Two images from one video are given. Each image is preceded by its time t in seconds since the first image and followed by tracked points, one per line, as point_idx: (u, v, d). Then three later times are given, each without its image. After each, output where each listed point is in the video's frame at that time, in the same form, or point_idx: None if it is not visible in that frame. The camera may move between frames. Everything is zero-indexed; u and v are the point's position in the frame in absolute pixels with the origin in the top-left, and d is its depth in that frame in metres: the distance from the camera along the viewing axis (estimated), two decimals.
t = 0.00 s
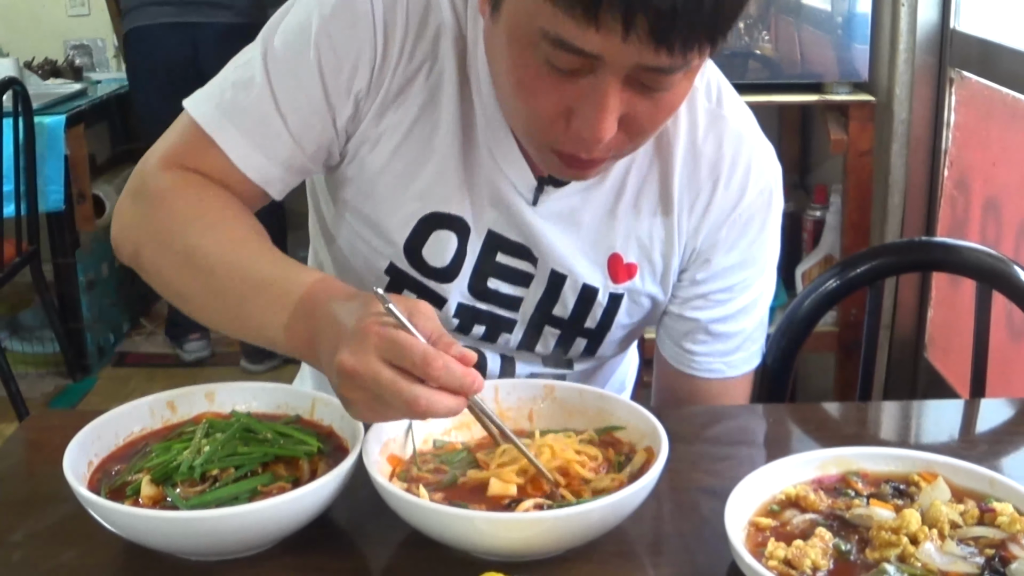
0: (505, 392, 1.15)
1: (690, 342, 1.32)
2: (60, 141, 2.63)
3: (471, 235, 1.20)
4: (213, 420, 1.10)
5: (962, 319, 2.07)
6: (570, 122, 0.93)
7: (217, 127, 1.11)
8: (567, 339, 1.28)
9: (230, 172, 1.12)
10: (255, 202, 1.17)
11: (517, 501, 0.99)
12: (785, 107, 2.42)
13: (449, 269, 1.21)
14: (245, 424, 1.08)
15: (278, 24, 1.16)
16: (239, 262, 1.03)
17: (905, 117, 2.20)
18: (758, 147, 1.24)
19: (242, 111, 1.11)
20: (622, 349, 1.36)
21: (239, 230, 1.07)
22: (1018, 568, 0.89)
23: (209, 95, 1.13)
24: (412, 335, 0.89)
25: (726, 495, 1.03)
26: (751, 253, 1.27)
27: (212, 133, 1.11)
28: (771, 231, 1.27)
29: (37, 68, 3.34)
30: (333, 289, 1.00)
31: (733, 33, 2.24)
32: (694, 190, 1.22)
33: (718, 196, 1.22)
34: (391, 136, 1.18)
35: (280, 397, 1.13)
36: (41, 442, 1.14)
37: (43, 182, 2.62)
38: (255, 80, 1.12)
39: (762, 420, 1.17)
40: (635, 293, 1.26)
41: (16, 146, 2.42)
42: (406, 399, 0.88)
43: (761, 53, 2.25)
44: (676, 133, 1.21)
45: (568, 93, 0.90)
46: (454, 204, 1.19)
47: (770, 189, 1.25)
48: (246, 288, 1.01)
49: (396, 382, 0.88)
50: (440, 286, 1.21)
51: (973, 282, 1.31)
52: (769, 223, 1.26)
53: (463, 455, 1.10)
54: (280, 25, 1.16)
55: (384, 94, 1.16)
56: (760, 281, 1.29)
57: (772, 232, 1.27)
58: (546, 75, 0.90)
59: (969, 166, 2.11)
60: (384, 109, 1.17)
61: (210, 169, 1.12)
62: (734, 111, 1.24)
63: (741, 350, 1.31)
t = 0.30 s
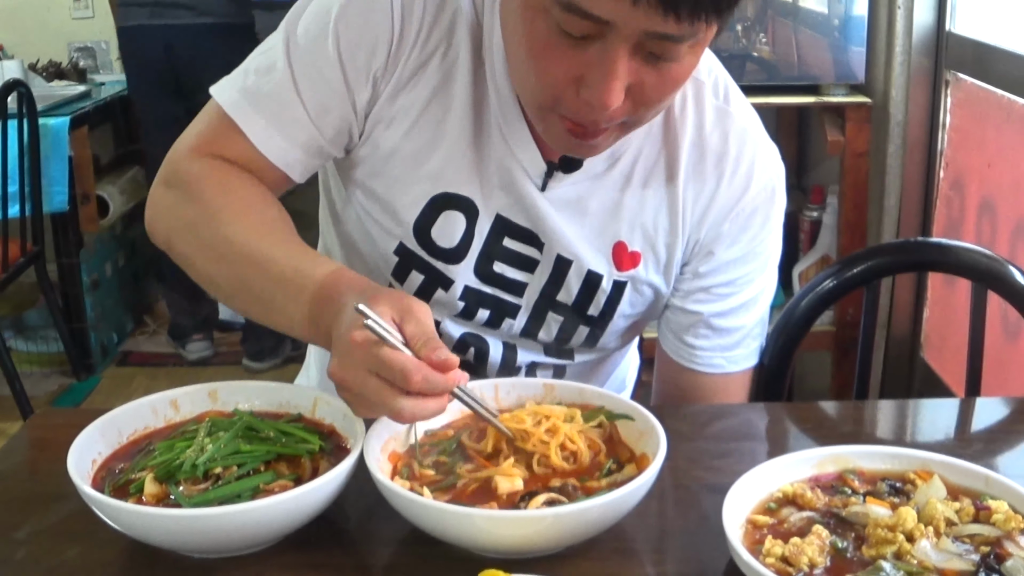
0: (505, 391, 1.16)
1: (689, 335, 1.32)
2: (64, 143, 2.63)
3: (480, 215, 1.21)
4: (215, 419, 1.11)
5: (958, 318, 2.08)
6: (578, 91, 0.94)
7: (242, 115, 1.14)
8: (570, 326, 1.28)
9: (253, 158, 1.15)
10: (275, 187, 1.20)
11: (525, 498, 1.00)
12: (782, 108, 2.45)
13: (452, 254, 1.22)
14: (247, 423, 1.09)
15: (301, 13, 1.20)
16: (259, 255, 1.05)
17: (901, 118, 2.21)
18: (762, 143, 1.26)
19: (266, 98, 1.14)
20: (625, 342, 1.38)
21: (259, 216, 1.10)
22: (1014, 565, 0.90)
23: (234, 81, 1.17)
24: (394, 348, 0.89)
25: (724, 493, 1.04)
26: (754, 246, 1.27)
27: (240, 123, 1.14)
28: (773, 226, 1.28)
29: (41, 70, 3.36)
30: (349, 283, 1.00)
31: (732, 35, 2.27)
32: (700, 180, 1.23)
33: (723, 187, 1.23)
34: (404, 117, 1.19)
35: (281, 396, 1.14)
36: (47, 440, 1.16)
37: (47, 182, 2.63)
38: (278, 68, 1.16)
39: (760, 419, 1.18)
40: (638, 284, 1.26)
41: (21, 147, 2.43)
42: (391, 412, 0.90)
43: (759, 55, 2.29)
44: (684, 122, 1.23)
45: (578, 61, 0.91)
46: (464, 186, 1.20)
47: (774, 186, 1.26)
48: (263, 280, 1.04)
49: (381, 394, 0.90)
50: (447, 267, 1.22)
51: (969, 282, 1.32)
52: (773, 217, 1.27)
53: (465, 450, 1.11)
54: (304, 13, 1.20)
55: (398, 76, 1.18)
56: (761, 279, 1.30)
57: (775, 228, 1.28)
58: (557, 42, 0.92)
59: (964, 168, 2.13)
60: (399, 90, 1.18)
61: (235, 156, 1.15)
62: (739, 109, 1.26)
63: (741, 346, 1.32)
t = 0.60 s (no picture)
0: (506, 389, 1.17)
1: (691, 332, 1.33)
2: (69, 144, 2.65)
3: (485, 210, 1.22)
4: (218, 417, 1.12)
5: (953, 318, 2.09)
6: (588, 75, 0.95)
7: (257, 113, 1.15)
8: (572, 322, 1.29)
9: (269, 159, 1.16)
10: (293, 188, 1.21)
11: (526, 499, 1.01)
12: (779, 110, 2.47)
13: (458, 247, 1.23)
14: (250, 421, 1.10)
15: (314, 13, 1.22)
16: (275, 251, 1.07)
17: (897, 119, 2.23)
18: (765, 142, 1.27)
19: (280, 95, 1.16)
20: (627, 340, 1.39)
21: (277, 216, 1.11)
22: (1009, 563, 0.90)
23: (250, 81, 1.19)
24: (388, 366, 0.89)
25: (722, 490, 1.05)
26: (755, 244, 1.28)
27: (255, 121, 1.15)
28: (774, 224, 1.29)
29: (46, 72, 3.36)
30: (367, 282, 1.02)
31: (729, 38, 2.34)
32: (703, 177, 1.24)
33: (725, 184, 1.24)
34: (412, 112, 1.20)
35: (284, 395, 1.15)
36: (52, 439, 1.17)
37: (51, 183, 2.66)
38: (291, 66, 1.17)
39: (759, 417, 1.19)
40: (640, 279, 1.27)
41: (25, 148, 2.45)
42: (395, 421, 0.91)
43: (755, 58, 2.33)
44: (687, 120, 1.24)
45: (587, 46, 0.93)
46: (470, 181, 1.21)
47: (776, 184, 1.28)
48: (281, 281, 1.06)
49: (384, 406, 0.92)
50: (453, 261, 1.23)
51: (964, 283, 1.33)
52: (774, 216, 1.28)
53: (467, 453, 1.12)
54: (317, 13, 1.22)
55: (407, 72, 1.19)
56: (760, 278, 1.31)
57: (775, 227, 1.29)
58: (565, 27, 0.93)
59: (960, 169, 2.15)
60: (408, 85, 1.19)
61: (253, 158, 1.16)
62: (742, 108, 1.27)
63: (740, 344, 1.33)
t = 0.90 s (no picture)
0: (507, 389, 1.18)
1: (689, 334, 1.34)
2: (73, 145, 2.67)
3: (485, 212, 1.23)
4: (221, 416, 1.13)
5: (949, 317, 2.11)
6: (586, 70, 0.97)
7: (259, 118, 1.17)
8: (571, 323, 1.30)
9: (272, 165, 1.18)
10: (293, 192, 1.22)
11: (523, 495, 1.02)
12: (776, 112, 2.48)
13: (458, 249, 1.24)
14: (252, 420, 1.11)
15: (315, 20, 1.23)
16: (271, 254, 1.08)
17: (894, 122, 2.24)
18: (762, 143, 1.28)
19: (282, 101, 1.17)
20: (627, 340, 1.40)
21: (278, 222, 1.11)
22: (1003, 559, 0.91)
23: (251, 88, 1.20)
24: (363, 384, 0.90)
25: (721, 488, 1.06)
26: (753, 246, 1.29)
27: (257, 127, 1.17)
28: (772, 226, 1.30)
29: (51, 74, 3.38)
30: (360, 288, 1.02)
31: (727, 40, 2.35)
32: (701, 180, 1.25)
33: (723, 186, 1.25)
34: (412, 117, 1.21)
35: (286, 393, 1.16)
36: (57, 437, 1.18)
37: (55, 184, 2.67)
38: (292, 71, 1.19)
39: (757, 416, 1.20)
40: (639, 280, 1.28)
41: (30, 150, 2.46)
42: (388, 432, 0.93)
43: (753, 60, 2.34)
44: (685, 122, 1.24)
45: (586, 41, 0.94)
46: (470, 184, 1.22)
47: (774, 185, 1.28)
48: (282, 285, 1.07)
49: (374, 422, 0.93)
50: (453, 263, 1.24)
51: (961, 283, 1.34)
52: (771, 217, 1.29)
53: (470, 451, 1.13)
54: (317, 20, 1.23)
55: (407, 76, 1.20)
56: (759, 279, 1.32)
57: (773, 229, 1.30)
58: (565, 23, 0.94)
59: (955, 170, 2.16)
60: (408, 89, 1.20)
61: (254, 166, 1.17)
62: (740, 110, 1.28)
63: (739, 344, 1.34)
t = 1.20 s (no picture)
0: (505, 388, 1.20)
1: (685, 333, 1.35)
2: (77, 146, 2.67)
3: (479, 215, 1.24)
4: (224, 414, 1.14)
5: (944, 317, 2.12)
6: (574, 61, 0.98)
7: (253, 129, 1.18)
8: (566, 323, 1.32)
9: (266, 174, 1.19)
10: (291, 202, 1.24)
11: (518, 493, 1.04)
12: (773, 113, 2.50)
13: (453, 252, 1.25)
14: (254, 419, 1.12)
15: (305, 28, 1.24)
16: (254, 257, 1.08)
17: (889, 122, 2.27)
18: (753, 145, 1.28)
19: (275, 111, 1.18)
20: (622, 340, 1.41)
21: (265, 225, 1.13)
22: (999, 558, 0.92)
23: (244, 98, 1.21)
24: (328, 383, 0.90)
25: (718, 486, 1.07)
26: (745, 247, 1.30)
27: (252, 138, 1.18)
28: (765, 226, 1.30)
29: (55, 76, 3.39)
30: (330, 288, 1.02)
31: (725, 43, 2.36)
32: (691, 182, 1.26)
33: (713, 187, 1.26)
34: (404, 122, 1.22)
35: (287, 393, 1.17)
36: (61, 435, 1.19)
37: (60, 186, 2.68)
38: (284, 81, 1.20)
39: (753, 415, 1.21)
40: (632, 280, 1.30)
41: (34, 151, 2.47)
42: (372, 424, 0.93)
43: (751, 62, 2.36)
44: (676, 124, 1.25)
45: (574, 31, 0.95)
46: (464, 187, 1.23)
47: (764, 185, 1.29)
48: (265, 286, 1.07)
49: (354, 417, 0.93)
50: (447, 267, 1.26)
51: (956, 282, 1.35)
52: (763, 218, 1.30)
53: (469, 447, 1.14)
54: (307, 28, 1.24)
55: (397, 82, 1.21)
56: (752, 278, 1.33)
57: (765, 229, 1.31)
58: (553, 14, 0.95)
59: (950, 171, 2.18)
60: (398, 94, 1.21)
61: (248, 174, 1.18)
62: (730, 111, 1.28)
63: (734, 343, 1.35)
